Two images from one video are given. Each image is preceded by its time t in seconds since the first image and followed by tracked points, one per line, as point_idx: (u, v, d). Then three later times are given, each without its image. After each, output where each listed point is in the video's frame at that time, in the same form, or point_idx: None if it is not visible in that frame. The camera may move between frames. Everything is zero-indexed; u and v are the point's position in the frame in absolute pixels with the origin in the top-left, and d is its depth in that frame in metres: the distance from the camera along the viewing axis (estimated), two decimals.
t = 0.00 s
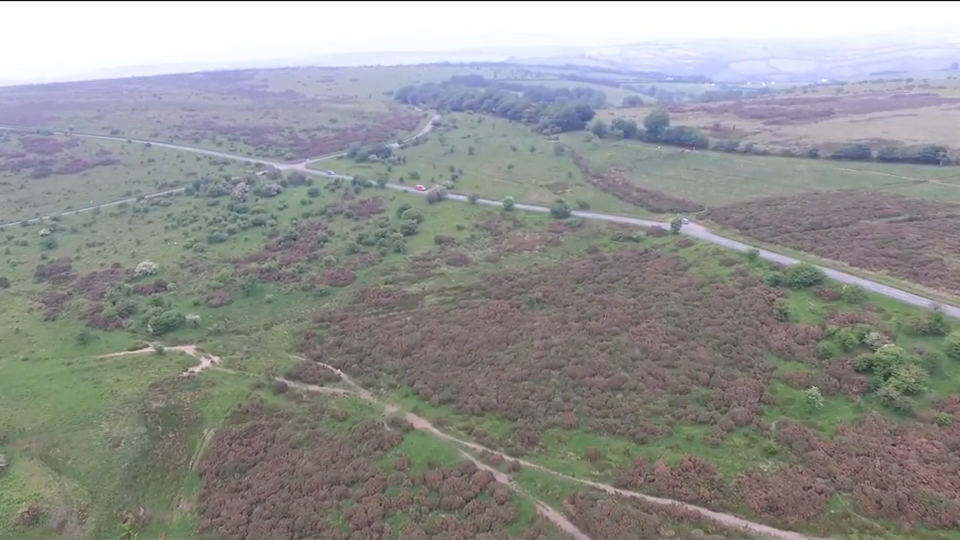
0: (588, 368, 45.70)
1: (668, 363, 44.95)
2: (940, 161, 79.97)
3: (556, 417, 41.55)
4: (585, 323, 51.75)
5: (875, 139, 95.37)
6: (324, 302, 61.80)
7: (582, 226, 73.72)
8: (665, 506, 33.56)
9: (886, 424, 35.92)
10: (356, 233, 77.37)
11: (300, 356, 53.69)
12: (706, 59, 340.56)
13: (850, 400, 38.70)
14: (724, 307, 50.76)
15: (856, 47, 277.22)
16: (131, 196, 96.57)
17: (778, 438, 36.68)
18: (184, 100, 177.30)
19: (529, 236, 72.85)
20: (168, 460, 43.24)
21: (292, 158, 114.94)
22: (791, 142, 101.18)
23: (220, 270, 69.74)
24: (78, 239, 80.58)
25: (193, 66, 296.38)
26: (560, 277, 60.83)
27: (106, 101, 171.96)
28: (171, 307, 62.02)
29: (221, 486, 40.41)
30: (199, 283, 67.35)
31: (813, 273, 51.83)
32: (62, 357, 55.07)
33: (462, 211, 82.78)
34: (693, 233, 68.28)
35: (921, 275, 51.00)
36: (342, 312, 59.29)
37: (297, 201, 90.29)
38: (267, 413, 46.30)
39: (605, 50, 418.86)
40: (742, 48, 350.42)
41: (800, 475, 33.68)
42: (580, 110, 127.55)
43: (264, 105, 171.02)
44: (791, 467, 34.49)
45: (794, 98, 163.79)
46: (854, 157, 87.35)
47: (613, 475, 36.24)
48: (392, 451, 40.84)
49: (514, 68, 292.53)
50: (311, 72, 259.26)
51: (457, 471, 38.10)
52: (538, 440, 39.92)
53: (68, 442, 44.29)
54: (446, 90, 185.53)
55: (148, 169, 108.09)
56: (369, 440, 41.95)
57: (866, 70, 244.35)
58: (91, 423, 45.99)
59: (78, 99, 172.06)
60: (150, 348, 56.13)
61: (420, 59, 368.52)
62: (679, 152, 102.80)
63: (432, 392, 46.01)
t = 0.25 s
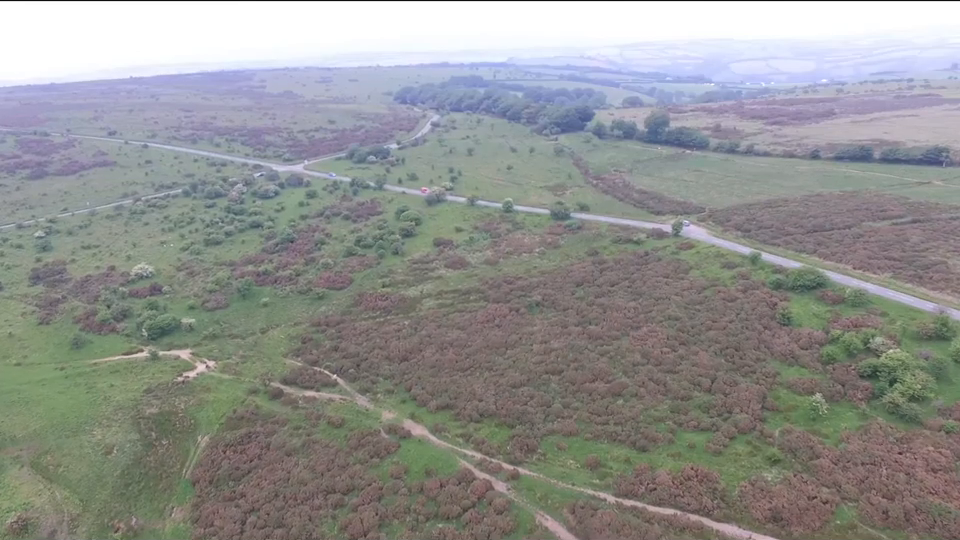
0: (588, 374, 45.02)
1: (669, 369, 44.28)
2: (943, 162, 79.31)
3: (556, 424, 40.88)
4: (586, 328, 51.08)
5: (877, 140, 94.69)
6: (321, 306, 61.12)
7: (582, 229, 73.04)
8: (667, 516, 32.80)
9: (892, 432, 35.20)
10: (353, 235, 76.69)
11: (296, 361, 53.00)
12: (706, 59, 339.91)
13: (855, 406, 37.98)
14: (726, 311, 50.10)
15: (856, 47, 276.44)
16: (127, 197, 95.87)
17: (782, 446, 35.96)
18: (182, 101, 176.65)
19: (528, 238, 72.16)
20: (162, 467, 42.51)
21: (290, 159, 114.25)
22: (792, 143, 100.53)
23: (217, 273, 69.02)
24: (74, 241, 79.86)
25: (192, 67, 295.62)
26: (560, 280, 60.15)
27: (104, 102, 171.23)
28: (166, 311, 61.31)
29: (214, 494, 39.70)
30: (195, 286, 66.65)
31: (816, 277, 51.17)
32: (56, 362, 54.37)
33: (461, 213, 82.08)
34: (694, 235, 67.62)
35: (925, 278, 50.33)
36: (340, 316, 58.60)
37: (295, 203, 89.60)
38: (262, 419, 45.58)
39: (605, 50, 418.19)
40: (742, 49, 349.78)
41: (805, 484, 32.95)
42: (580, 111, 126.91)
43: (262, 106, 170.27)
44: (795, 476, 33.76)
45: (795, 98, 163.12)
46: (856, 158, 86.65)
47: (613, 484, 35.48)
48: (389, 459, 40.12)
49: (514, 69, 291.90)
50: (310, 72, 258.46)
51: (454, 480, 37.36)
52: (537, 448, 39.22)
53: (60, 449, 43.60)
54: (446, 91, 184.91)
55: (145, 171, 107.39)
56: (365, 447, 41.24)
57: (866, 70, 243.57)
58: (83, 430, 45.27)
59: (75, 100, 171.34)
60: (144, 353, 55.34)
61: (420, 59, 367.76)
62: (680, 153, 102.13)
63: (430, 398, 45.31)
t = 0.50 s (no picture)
0: (588, 379, 44.35)
1: (670, 374, 43.61)
2: (946, 163, 78.65)
3: (555, 431, 40.20)
4: (585, 332, 50.42)
5: (878, 141, 94.06)
6: (317, 309, 60.42)
7: (581, 231, 72.36)
8: (668, 527, 32.08)
9: (898, 440, 34.52)
10: (351, 237, 75.99)
11: (292, 366, 52.29)
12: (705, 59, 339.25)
13: (860, 413, 37.31)
14: (727, 314, 49.43)
15: (856, 46, 275.79)
16: (123, 199, 95.10)
17: (785, 454, 35.26)
18: (180, 101, 175.86)
19: (527, 240, 71.48)
20: (154, 475, 41.80)
21: (288, 160, 113.53)
22: (792, 143, 99.91)
23: (212, 275, 68.29)
24: (68, 243, 79.08)
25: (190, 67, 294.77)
26: (559, 283, 59.48)
27: (101, 103, 170.37)
28: (161, 315, 60.56)
29: (207, 503, 38.98)
30: (190, 289, 65.92)
31: (819, 280, 50.53)
32: (48, 367, 53.63)
33: (459, 215, 81.39)
34: (694, 238, 66.97)
35: (929, 281, 49.69)
36: (336, 320, 57.90)
37: (292, 204, 88.89)
38: (256, 426, 44.84)
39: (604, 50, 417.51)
40: (741, 49, 349.15)
41: (810, 494, 32.25)
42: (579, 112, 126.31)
43: (260, 106, 169.59)
44: (799, 485, 33.06)
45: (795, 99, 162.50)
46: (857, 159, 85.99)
47: (614, 493, 34.78)
48: (385, 467, 39.40)
49: (513, 69, 291.27)
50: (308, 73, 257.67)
51: (452, 488, 36.65)
52: (536, 456, 38.51)
53: (51, 457, 42.85)
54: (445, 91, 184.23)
55: (141, 172, 106.60)
56: (361, 455, 40.53)
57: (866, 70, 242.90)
58: (74, 436, 44.49)
59: (72, 101, 170.48)
60: (138, 357, 54.57)
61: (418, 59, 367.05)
62: (679, 154, 101.50)
63: (427, 404, 44.61)
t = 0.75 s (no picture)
0: (588, 385, 43.69)
1: (671, 380, 42.91)
2: (948, 164, 77.97)
3: (554, 438, 39.52)
4: (585, 336, 49.76)
5: (879, 141, 93.41)
6: (314, 313, 59.71)
7: (580, 233, 71.73)
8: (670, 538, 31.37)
9: (904, 449, 33.82)
10: (348, 240, 75.28)
11: (287, 371, 51.59)
12: (705, 60, 338.59)
13: (865, 420, 36.64)
14: (729, 318, 48.75)
15: (855, 46, 275.11)
16: (119, 201, 94.35)
17: (789, 462, 34.54)
18: (177, 102, 175.08)
19: (526, 243, 70.81)
20: (147, 483, 41.11)
21: (285, 161, 112.77)
22: (793, 144, 99.28)
23: (208, 278, 67.55)
24: (63, 246, 78.36)
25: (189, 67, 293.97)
26: (558, 286, 58.82)
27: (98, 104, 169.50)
28: (155, 319, 59.80)
29: (200, 513, 38.28)
30: (185, 292, 65.18)
31: (821, 284, 49.88)
32: (41, 372, 52.93)
33: (458, 217, 80.68)
34: (695, 240, 66.32)
35: (933, 284, 49.04)
36: (333, 324, 57.19)
37: (289, 206, 88.20)
38: (251, 432, 44.11)
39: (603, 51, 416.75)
40: (741, 49, 348.42)
41: (814, 504, 31.57)
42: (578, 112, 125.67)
43: (258, 107, 168.82)
44: (804, 495, 32.37)
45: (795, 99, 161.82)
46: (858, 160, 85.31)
47: (614, 502, 34.11)
48: (381, 475, 38.72)
49: (512, 69, 290.72)
50: (306, 73, 256.85)
51: (449, 497, 35.95)
52: (535, 464, 37.83)
53: (42, 465, 42.18)
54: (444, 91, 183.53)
55: (137, 174, 105.83)
56: (357, 462, 39.85)
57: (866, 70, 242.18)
58: (66, 443, 43.74)
59: (69, 101, 169.62)
60: (132, 362, 53.84)
61: (417, 60, 366.40)
62: (679, 154, 100.86)
63: (424, 410, 43.90)
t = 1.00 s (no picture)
0: (587, 391, 43.00)
1: (672, 386, 42.22)
2: (950, 165, 77.33)
3: (554, 445, 38.81)
4: (584, 341, 49.07)
5: (881, 142, 92.78)
6: (310, 316, 59.02)
7: (580, 235, 71.07)
8: None
9: (911, 457, 33.15)
10: (345, 242, 74.56)
11: (283, 376, 50.85)
12: (704, 60, 338.06)
13: (870, 427, 35.97)
14: (731, 322, 48.08)
15: (854, 46, 274.51)
16: (114, 202, 93.59)
17: (793, 471, 33.87)
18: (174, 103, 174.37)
19: (525, 245, 70.13)
20: (139, 491, 40.46)
21: (283, 163, 112.05)
22: (793, 145, 98.65)
23: (203, 281, 66.82)
24: (57, 248, 77.62)
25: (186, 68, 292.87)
26: (557, 289, 58.14)
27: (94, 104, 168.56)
28: (150, 322, 59.08)
29: (193, 522, 37.61)
30: (180, 295, 64.43)
31: (824, 287, 49.23)
32: (33, 378, 52.21)
33: (456, 218, 80.00)
34: (696, 242, 65.67)
35: (937, 287, 48.35)
36: (329, 328, 56.48)
37: (286, 208, 87.49)
38: (245, 439, 43.41)
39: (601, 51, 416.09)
40: (740, 49, 347.87)
41: (819, 514, 30.90)
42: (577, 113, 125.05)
43: (256, 108, 168.08)
44: (808, 504, 31.70)
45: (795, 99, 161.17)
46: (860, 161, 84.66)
47: (614, 511, 33.42)
48: (377, 483, 38.01)
49: (511, 69, 289.95)
50: (304, 73, 255.79)
51: (446, 507, 35.25)
52: (534, 472, 37.14)
53: (32, 472, 41.52)
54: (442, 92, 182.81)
55: (133, 175, 105.06)
56: (353, 470, 39.15)
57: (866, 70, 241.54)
58: (57, 450, 43.04)
59: (65, 102, 168.66)
60: (126, 367, 53.12)
61: (416, 60, 365.59)
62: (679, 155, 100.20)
63: (421, 416, 43.22)
